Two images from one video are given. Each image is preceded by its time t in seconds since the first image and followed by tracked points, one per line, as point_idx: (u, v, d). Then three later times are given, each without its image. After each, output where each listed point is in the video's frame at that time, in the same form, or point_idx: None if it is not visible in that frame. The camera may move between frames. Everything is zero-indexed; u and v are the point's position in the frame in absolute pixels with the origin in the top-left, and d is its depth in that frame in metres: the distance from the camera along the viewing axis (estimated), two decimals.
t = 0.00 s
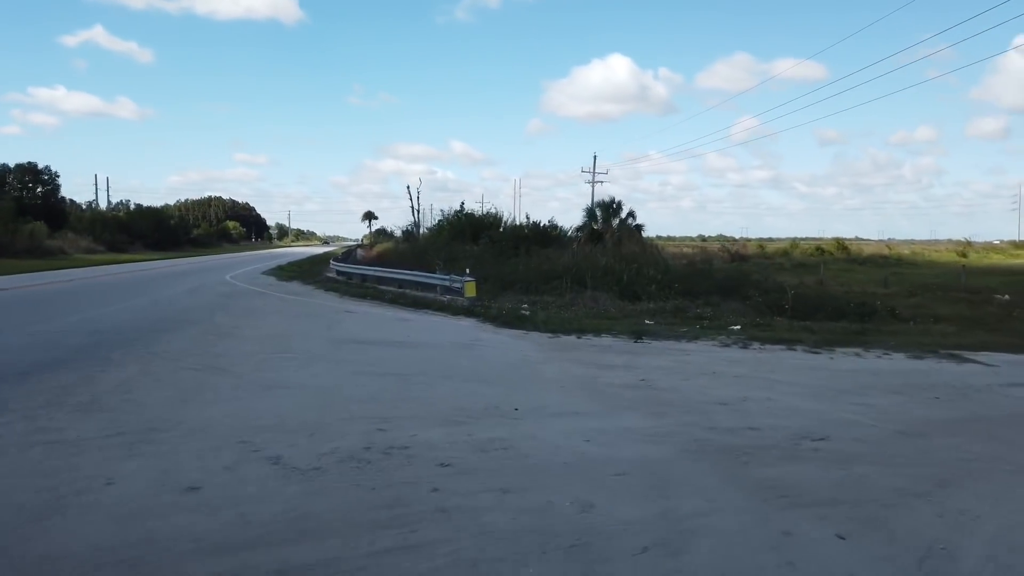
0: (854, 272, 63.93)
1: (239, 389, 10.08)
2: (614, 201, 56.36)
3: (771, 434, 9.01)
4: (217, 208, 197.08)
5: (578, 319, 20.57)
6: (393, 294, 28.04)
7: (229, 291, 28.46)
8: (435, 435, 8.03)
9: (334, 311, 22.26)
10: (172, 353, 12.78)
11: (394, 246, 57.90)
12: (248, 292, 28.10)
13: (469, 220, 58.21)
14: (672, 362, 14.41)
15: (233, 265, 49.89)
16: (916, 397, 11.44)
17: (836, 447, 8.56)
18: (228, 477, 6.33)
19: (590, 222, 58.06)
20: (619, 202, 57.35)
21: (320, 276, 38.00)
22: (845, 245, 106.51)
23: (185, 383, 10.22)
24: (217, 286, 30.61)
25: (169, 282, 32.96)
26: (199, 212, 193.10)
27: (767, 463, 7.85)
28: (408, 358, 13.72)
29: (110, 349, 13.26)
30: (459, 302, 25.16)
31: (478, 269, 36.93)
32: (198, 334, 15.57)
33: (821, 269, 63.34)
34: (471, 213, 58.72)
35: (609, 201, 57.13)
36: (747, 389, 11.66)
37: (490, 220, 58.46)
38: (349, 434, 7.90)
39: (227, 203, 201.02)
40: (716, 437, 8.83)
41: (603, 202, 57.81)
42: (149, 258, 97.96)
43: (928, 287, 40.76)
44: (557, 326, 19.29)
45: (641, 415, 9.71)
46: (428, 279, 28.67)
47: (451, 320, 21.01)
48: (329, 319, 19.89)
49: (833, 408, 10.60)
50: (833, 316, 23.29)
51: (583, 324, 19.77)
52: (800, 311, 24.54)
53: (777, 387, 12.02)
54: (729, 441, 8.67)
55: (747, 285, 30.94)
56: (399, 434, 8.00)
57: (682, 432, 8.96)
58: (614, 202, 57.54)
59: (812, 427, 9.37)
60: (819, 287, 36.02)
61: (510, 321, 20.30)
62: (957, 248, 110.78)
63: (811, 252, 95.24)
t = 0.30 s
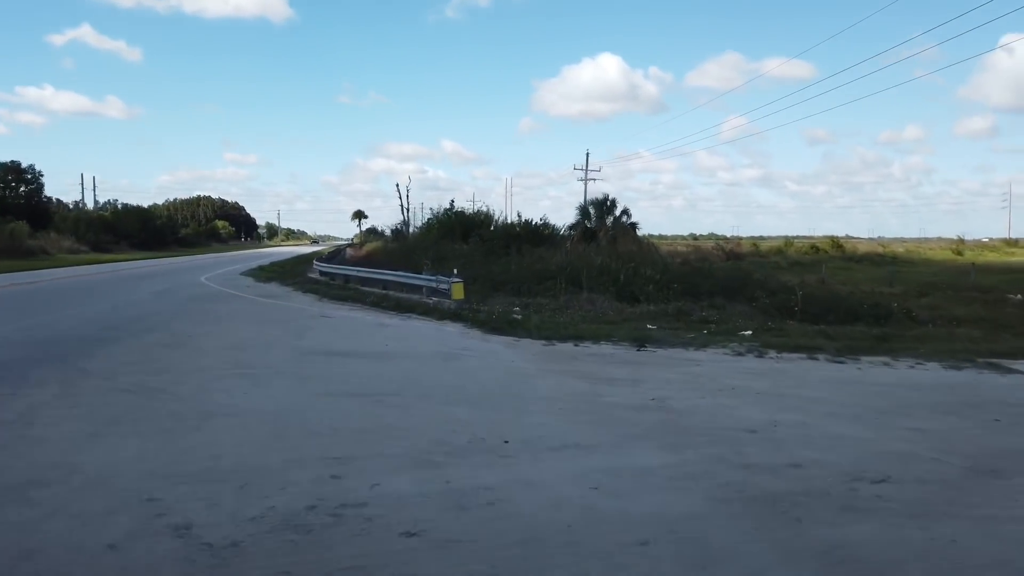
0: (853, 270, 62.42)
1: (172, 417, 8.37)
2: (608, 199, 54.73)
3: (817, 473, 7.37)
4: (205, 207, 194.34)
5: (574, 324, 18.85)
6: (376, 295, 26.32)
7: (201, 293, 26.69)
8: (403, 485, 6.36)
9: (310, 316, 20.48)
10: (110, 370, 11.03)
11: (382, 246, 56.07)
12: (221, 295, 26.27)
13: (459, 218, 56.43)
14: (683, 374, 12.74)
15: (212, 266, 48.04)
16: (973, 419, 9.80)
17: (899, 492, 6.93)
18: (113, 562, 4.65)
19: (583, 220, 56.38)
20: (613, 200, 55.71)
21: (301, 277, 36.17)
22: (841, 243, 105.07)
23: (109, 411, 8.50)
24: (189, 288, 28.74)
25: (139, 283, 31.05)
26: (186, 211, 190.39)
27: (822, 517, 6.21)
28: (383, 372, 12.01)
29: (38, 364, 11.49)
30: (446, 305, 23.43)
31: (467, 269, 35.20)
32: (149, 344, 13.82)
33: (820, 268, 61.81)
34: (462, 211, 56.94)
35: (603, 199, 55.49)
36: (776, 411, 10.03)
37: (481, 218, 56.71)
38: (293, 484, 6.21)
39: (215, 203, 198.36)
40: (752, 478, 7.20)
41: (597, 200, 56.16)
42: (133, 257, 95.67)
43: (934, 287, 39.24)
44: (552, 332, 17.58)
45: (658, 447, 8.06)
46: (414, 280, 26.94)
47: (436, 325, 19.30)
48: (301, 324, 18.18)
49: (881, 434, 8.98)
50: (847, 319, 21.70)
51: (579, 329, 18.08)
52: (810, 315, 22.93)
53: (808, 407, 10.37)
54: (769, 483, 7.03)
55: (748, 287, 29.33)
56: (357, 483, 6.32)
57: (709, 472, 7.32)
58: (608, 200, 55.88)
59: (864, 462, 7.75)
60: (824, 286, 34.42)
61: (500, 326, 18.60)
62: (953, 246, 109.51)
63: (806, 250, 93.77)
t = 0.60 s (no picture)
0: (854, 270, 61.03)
1: (89, 457, 6.81)
2: (604, 197, 53.20)
3: (890, 530, 5.86)
4: (196, 207, 192.12)
5: (573, 331, 17.31)
6: (362, 298, 24.72)
7: (175, 296, 25.02)
8: (362, 564, 4.82)
9: (288, 321, 18.87)
10: (35, 395, 9.41)
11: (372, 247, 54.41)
12: (196, 298, 24.58)
13: (452, 218, 54.79)
14: (701, 392, 11.19)
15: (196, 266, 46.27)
16: None
17: (1006, 561, 5.37)
18: None
19: (579, 219, 54.82)
20: (610, 198, 54.20)
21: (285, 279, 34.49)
22: (840, 243, 103.78)
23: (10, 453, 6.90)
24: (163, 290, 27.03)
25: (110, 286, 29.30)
26: (177, 211, 188.08)
27: None
28: (359, 392, 10.42)
29: None
30: (436, 309, 21.83)
31: (459, 270, 33.61)
32: (94, 358, 12.17)
33: (820, 267, 60.39)
34: (454, 210, 55.30)
35: (600, 197, 53.99)
36: (818, 440, 8.49)
37: (474, 217, 55.08)
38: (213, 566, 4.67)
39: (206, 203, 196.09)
40: (812, 541, 5.64)
41: (593, 198, 54.63)
42: (121, 258, 93.63)
43: (944, 287, 37.80)
44: (549, 340, 16.04)
45: (687, 495, 6.51)
46: (402, 282, 25.35)
47: (423, 332, 17.73)
48: (276, 331, 16.58)
49: (950, 472, 7.45)
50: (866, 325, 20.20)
51: (579, 337, 16.54)
52: (824, 320, 21.43)
53: (853, 434, 8.85)
54: (834, 549, 5.49)
55: (755, 289, 27.82)
56: (299, 564, 4.76)
57: (756, 531, 5.78)
58: (604, 199, 54.32)
59: (945, 516, 6.21)
60: (831, 288, 32.93)
61: (493, 333, 17.01)
62: (952, 245, 108.46)
63: (805, 249, 92.47)
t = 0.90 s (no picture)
0: (859, 270, 59.65)
1: None
2: (603, 196, 51.78)
3: None
4: (189, 207, 190.12)
5: (576, 339, 15.81)
6: (350, 301, 23.20)
7: (151, 299, 23.44)
8: None
9: (266, 327, 17.34)
10: None
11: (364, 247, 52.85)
12: (171, 301, 23.00)
13: (447, 217, 53.27)
14: (730, 412, 9.72)
15: (182, 267, 44.64)
16: None
17: None
18: None
19: (578, 218, 53.30)
20: (609, 197, 52.77)
21: (271, 280, 32.92)
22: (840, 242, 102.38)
23: None
24: (138, 292, 25.41)
25: (84, 287, 27.63)
26: (170, 212, 186.04)
27: None
28: (332, 415, 8.93)
29: None
30: (428, 313, 20.33)
31: (453, 272, 32.07)
32: (32, 373, 10.62)
33: (824, 267, 59.02)
34: (449, 209, 53.73)
35: (598, 196, 52.57)
36: (882, 480, 7.04)
37: (470, 217, 53.52)
38: None
39: (200, 203, 194.05)
40: None
41: (591, 197, 53.19)
42: (111, 258, 91.69)
43: (958, 289, 36.38)
44: (550, 349, 14.53)
45: (740, 566, 5.06)
46: (392, 284, 23.82)
47: (413, 339, 16.22)
48: (251, 339, 15.06)
49: None
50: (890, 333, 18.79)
51: (583, 346, 15.04)
52: (844, 325, 19.96)
53: (921, 470, 7.40)
54: None
55: (765, 291, 26.33)
56: None
57: None
58: (603, 198, 52.83)
59: None
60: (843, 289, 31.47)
61: (490, 340, 15.55)
62: (954, 244, 107.14)
63: (807, 249, 91.00)
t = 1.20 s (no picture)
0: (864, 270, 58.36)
1: None
2: (604, 194, 50.41)
3: None
4: (184, 207, 188.38)
5: (584, 348, 14.37)
6: (340, 305, 21.77)
7: (128, 302, 21.99)
8: None
9: (245, 333, 15.93)
10: None
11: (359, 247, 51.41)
12: (148, 305, 21.52)
13: (443, 216, 51.86)
14: (769, 441, 8.29)
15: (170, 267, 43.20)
16: None
17: None
18: None
19: (578, 217, 51.87)
20: (610, 195, 51.41)
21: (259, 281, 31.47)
22: (842, 243, 101.07)
23: None
24: (114, 295, 23.91)
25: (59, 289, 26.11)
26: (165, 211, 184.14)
27: None
28: (303, 447, 7.50)
29: None
30: (422, 318, 18.91)
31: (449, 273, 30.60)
32: None
33: (830, 267, 57.74)
34: (446, 209, 52.28)
35: (599, 195, 51.21)
36: (981, 538, 5.65)
37: (467, 216, 52.08)
38: None
39: (195, 202, 192.11)
40: None
41: (592, 196, 51.82)
42: (102, 258, 90.14)
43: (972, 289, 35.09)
44: (556, 361, 13.08)
45: None
46: (385, 286, 22.38)
47: (404, 348, 14.76)
48: (224, 347, 13.64)
49: None
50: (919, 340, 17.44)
51: (591, 356, 13.60)
52: (869, 332, 18.54)
53: None
54: None
55: (778, 294, 24.90)
56: None
57: None
58: (604, 197, 51.47)
59: None
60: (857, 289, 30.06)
61: (488, 349, 14.14)
62: (956, 243, 106.03)
63: (809, 247, 89.68)
